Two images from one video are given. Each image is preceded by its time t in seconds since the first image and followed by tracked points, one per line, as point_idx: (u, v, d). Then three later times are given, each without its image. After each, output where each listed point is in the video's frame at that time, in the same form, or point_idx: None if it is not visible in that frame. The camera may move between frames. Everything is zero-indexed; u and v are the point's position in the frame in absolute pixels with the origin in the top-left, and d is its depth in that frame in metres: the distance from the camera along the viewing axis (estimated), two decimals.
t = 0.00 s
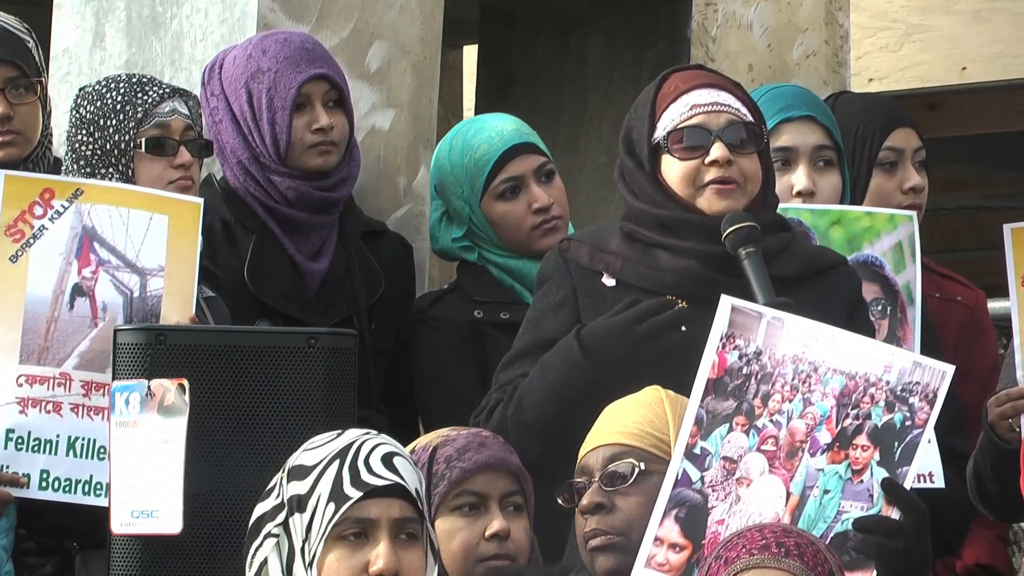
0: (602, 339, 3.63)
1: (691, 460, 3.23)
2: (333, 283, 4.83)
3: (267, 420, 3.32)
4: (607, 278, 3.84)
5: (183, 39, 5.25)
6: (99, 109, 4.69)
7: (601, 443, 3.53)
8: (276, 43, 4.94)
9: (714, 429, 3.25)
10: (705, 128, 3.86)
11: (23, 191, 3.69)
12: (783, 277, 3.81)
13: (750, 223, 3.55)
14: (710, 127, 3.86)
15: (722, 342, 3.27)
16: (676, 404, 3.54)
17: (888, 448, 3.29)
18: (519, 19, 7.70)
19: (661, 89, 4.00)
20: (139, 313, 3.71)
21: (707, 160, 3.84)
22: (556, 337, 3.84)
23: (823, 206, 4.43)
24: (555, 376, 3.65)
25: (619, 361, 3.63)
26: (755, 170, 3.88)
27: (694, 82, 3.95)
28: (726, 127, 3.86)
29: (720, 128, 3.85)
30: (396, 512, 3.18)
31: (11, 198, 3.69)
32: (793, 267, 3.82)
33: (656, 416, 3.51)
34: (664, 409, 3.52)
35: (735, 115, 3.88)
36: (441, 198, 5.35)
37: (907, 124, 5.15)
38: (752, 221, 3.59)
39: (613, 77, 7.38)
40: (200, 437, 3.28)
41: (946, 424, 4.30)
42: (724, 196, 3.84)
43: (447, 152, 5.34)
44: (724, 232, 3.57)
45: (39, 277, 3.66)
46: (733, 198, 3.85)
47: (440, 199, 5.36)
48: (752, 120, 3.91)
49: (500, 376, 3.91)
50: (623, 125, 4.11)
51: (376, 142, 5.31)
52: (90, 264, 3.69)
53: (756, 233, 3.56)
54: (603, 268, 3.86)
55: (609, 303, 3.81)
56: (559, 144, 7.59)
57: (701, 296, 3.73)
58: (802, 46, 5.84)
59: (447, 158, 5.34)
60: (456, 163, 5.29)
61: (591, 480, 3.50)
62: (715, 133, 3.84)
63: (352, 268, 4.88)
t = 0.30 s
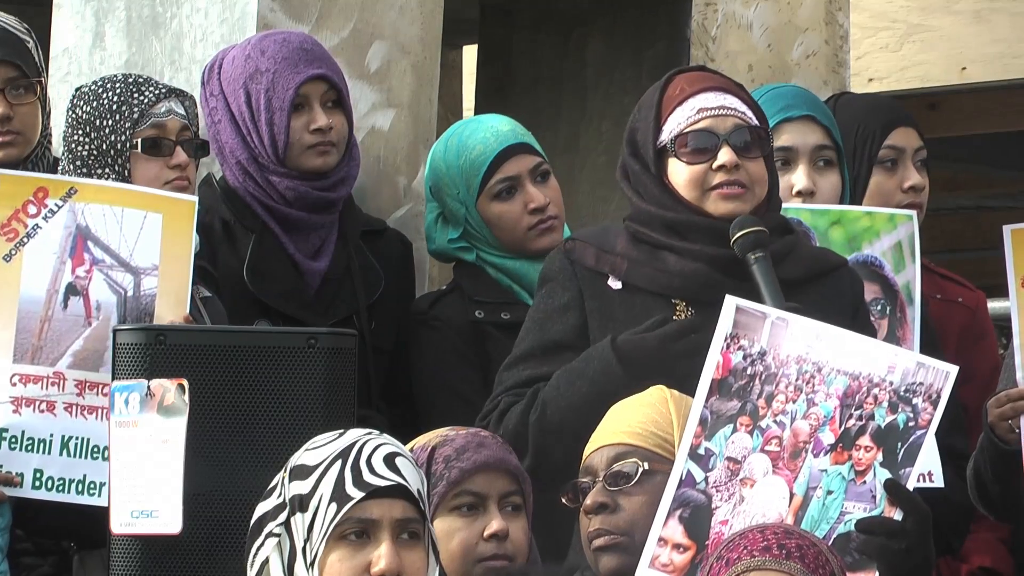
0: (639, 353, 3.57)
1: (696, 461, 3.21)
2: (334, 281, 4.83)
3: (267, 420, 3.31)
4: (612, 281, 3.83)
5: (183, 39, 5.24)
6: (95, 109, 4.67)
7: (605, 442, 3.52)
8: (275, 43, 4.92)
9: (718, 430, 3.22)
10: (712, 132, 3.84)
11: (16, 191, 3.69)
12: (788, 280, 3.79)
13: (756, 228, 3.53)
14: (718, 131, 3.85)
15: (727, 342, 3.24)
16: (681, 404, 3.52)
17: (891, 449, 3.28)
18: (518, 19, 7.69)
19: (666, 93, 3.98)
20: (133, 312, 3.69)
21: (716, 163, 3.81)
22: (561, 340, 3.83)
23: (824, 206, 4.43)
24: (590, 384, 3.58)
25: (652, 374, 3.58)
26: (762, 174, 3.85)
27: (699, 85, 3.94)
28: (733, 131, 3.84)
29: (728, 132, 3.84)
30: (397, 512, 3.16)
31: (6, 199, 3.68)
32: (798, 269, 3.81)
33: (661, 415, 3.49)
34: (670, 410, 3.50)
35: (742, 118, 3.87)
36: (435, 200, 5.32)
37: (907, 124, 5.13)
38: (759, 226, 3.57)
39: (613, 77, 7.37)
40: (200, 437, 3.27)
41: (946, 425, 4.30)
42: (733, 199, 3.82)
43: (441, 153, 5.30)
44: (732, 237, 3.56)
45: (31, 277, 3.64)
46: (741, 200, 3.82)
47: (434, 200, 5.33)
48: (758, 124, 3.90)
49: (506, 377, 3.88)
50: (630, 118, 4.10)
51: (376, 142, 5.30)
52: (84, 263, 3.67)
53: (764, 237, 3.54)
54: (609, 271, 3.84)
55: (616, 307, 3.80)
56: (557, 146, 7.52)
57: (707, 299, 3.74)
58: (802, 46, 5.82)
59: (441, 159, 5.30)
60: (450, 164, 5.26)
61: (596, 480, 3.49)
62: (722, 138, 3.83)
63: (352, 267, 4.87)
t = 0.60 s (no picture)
0: (626, 358, 3.59)
1: (701, 459, 3.20)
2: (333, 282, 4.81)
3: (267, 419, 3.29)
4: (608, 283, 3.83)
5: (183, 39, 5.23)
6: (92, 109, 4.67)
7: (612, 441, 3.50)
8: (274, 44, 4.90)
9: (723, 428, 3.22)
10: (705, 137, 3.82)
11: (13, 191, 3.68)
12: (786, 282, 3.78)
13: (747, 232, 3.51)
14: (710, 137, 3.82)
15: (733, 341, 3.23)
16: (686, 404, 3.51)
17: (897, 449, 3.27)
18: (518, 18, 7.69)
19: (662, 96, 3.97)
20: (131, 311, 3.67)
21: (706, 172, 3.79)
22: (558, 343, 3.85)
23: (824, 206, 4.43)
24: (575, 387, 3.61)
25: (638, 378, 3.60)
26: (757, 177, 3.83)
27: (694, 88, 3.91)
28: (725, 135, 3.81)
29: (720, 137, 3.81)
30: (397, 513, 3.15)
31: (3, 198, 3.67)
32: (798, 270, 3.79)
33: (667, 415, 3.49)
34: (675, 409, 3.50)
35: (735, 122, 3.84)
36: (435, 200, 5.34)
37: (906, 127, 5.12)
38: (751, 229, 3.55)
39: (613, 77, 7.34)
40: (201, 437, 3.26)
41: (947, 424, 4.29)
42: (725, 204, 3.80)
43: (442, 153, 5.32)
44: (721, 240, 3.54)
45: (29, 276, 3.63)
46: (733, 204, 3.81)
47: (434, 200, 5.35)
48: (753, 126, 3.87)
49: (505, 380, 3.91)
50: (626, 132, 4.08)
51: (376, 142, 5.28)
52: (82, 262, 3.66)
53: (755, 241, 3.52)
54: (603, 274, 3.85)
55: (609, 309, 3.80)
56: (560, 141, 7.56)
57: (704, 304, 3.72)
58: (801, 46, 5.81)
59: (441, 159, 5.32)
60: (451, 164, 5.28)
61: (603, 480, 3.48)
62: (714, 142, 3.80)
63: (352, 267, 4.85)
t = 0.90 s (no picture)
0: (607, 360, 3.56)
1: (702, 460, 3.20)
2: (332, 283, 4.80)
3: (267, 419, 3.30)
4: (602, 285, 3.86)
5: (183, 39, 5.23)
6: (89, 109, 4.68)
7: (614, 442, 3.50)
8: (273, 43, 4.90)
9: (724, 429, 3.22)
10: (704, 134, 3.81)
11: (15, 190, 3.68)
12: (781, 283, 3.79)
13: (735, 232, 3.52)
14: (710, 134, 3.81)
15: (733, 341, 3.23)
16: (691, 404, 3.51)
17: (899, 448, 3.27)
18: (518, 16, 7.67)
19: (667, 93, 3.97)
20: (133, 313, 3.66)
21: (704, 167, 3.79)
22: (554, 345, 3.87)
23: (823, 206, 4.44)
24: (560, 388, 3.63)
25: (625, 380, 3.58)
26: (755, 176, 3.82)
27: (698, 86, 3.91)
28: (725, 133, 3.80)
29: (719, 134, 3.80)
30: (397, 515, 3.15)
31: (5, 199, 3.67)
32: (794, 272, 3.80)
33: (671, 415, 3.49)
34: (679, 409, 3.50)
35: (736, 120, 3.83)
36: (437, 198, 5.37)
37: (906, 126, 5.12)
38: (740, 231, 3.55)
39: (613, 77, 7.35)
40: (201, 438, 3.26)
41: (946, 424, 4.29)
42: (720, 203, 3.80)
43: (444, 152, 5.34)
44: (710, 239, 3.55)
45: (32, 277, 3.63)
46: (727, 202, 3.81)
47: (438, 201, 5.39)
48: (754, 126, 3.86)
49: (505, 383, 3.93)
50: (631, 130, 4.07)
51: (376, 142, 5.28)
52: (85, 264, 3.65)
53: (742, 242, 3.52)
54: (598, 275, 3.87)
55: (602, 311, 3.82)
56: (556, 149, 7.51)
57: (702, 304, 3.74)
58: (802, 46, 5.82)
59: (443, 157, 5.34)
60: (453, 163, 5.30)
61: (607, 480, 3.47)
62: (713, 140, 3.80)
63: (352, 269, 4.85)
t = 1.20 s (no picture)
0: (609, 357, 3.56)
1: (707, 461, 3.19)
2: (332, 283, 4.80)
3: (267, 419, 3.29)
4: (604, 282, 3.84)
5: (183, 39, 5.22)
6: (87, 109, 4.68)
7: (619, 440, 3.50)
8: (271, 43, 4.90)
9: (728, 430, 3.21)
10: (712, 126, 3.81)
11: (20, 192, 3.66)
12: (782, 283, 3.78)
13: (742, 230, 3.52)
14: (716, 126, 3.82)
15: (738, 342, 3.23)
16: (696, 403, 3.51)
17: (903, 450, 3.26)
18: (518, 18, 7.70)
19: (672, 87, 3.96)
20: (136, 314, 3.68)
21: (711, 159, 3.80)
22: (555, 342, 3.84)
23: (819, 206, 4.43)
24: (561, 384, 3.62)
25: (629, 376, 3.57)
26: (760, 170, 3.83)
27: (704, 81, 3.91)
28: (732, 125, 3.81)
29: (727, 126, 3.81)
30: (396, 516, 3.15)
31: (7, 199, 3.65)
32: (793, 272, 3.79)
33: (677, 414, 3.48)
34: (685, 408, 3.49)
35: (743, 114, 3.84)
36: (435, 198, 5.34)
37: (904, 124, 5.11)
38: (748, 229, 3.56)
39: (613, 76, 7.35)
40: (201, 438, 3.25)
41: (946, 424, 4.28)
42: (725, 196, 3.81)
43: (442, 152, 5.31)
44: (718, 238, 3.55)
45: (34, 278, 3.62)
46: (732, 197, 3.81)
47: (435, 200, 5.35)
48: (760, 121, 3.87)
49: (502, 379, 3.91)
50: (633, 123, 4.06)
51: (376, 142, 5.29)
52: (87, 265, 3.66)
53: (749, 239, 3.53)
54: (600, 272, 3.85)
55: (604, 308, 3.81)
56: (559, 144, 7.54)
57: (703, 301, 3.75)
58: (801, 46, 5.81)
59: (441, 158, 5.32)
60: (450, 164, 5.28)
61: (610, 479, 3.47)
62: (721, 132, 3.80)
63: (351, 268, 4.85)
